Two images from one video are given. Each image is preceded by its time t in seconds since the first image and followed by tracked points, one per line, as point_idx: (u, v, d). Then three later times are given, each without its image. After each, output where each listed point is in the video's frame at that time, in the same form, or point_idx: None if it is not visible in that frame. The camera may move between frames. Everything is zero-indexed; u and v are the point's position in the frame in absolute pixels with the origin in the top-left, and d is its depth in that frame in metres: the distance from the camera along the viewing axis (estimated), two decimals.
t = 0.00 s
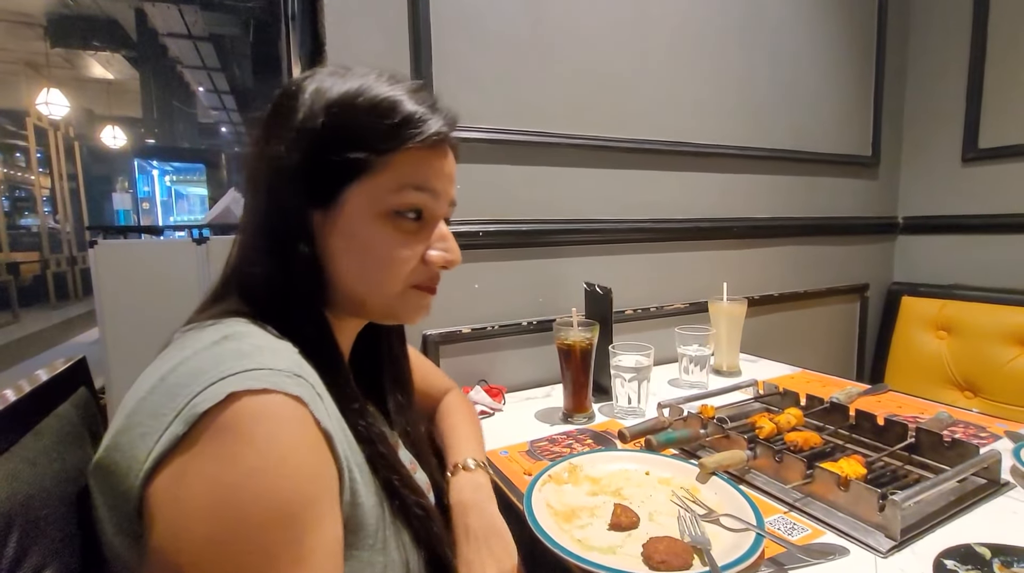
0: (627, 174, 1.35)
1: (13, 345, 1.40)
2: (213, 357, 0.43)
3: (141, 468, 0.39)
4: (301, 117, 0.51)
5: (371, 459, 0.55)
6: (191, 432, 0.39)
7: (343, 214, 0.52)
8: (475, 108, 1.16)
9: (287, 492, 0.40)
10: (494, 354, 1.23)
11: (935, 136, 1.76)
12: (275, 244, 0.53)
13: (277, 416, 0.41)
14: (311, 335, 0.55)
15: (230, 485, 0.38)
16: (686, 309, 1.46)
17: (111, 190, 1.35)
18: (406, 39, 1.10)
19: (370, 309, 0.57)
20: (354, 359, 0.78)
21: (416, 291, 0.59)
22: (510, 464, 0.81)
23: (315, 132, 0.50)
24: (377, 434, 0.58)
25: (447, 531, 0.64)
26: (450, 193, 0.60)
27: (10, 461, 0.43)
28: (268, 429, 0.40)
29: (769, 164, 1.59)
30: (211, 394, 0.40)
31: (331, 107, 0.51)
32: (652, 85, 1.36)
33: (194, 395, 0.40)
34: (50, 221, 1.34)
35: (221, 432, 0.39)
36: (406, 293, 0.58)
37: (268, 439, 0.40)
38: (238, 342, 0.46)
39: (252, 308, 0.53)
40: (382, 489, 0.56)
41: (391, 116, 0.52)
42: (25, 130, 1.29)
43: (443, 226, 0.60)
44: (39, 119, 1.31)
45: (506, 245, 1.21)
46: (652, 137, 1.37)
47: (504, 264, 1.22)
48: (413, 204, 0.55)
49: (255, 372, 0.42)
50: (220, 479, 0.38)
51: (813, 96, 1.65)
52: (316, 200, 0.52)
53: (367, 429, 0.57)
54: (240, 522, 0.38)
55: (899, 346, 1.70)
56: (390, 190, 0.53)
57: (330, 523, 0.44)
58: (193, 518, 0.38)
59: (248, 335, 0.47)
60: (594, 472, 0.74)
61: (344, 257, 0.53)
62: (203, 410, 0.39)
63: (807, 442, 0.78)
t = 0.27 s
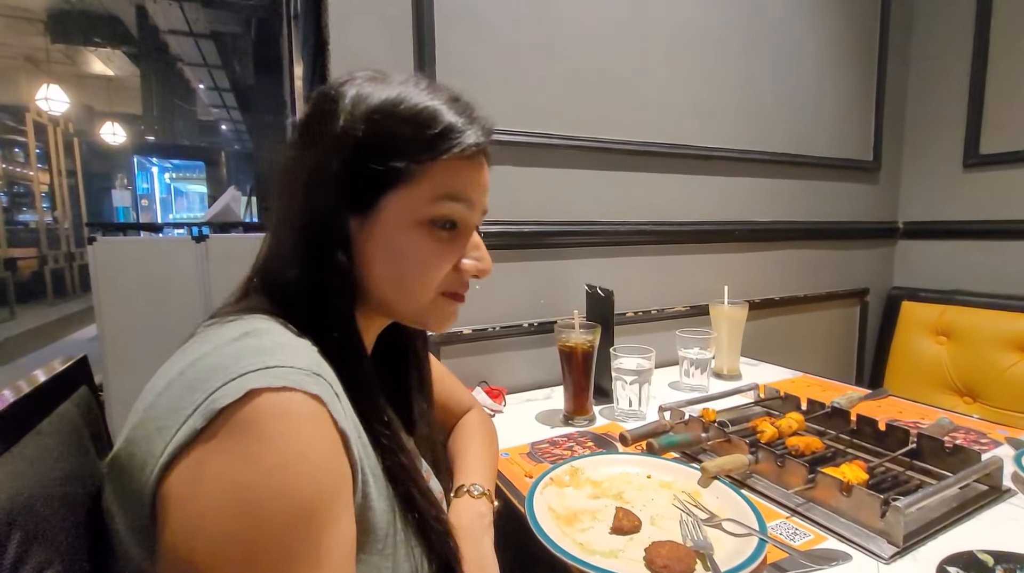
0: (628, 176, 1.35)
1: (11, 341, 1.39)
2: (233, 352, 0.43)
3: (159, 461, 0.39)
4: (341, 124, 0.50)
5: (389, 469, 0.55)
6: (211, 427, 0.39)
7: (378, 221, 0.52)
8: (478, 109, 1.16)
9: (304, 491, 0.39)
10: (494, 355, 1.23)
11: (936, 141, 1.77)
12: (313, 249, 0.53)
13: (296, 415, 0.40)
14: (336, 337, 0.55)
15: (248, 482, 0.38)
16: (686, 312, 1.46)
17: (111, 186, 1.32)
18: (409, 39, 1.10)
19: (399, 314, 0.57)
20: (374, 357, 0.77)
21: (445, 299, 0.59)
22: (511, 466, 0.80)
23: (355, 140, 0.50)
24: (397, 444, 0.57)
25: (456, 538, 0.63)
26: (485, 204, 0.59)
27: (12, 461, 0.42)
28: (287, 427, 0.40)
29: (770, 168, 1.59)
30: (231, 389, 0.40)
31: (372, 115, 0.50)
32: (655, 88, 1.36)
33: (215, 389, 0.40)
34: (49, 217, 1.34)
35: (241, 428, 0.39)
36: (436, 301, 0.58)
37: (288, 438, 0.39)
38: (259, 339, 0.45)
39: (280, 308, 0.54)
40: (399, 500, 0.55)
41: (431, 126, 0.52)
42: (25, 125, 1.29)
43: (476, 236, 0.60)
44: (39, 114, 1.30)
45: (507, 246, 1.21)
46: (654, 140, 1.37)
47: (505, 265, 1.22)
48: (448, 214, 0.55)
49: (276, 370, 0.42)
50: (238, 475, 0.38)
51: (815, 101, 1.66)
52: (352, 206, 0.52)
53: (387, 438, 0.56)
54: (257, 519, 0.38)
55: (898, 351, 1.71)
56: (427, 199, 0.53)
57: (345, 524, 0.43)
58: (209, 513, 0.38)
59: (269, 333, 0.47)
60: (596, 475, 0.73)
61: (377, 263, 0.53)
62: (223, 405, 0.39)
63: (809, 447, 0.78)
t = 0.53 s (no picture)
0: (629, 177, 1.35)
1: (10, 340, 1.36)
2: (243, 355, 0.43)
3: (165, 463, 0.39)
4: (369, 136, 0.51)
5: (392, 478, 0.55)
6: (219, 429, 0.39)
7: (398, 232, 0.53)
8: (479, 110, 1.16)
9: (312, 497, 0.39)
10: (495, 355, 1.23)
11: (937, 144, 1.77)
12: (330, 256, 0.52)
13: (305, 420, 0.41)
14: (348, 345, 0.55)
15: (255, 487, 0.38)
16: (686, 313, 1.46)
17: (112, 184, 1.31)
18: (411, 39, 1.10)
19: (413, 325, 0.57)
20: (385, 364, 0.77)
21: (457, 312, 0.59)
22: (511, 467, 0.81)
23: (382, 154, 0.51)
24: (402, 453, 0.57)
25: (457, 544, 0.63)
26: (501, 222, 0.60)
27: (14, 460, 0.42)
28: (297, 433, 0.40)
29: (770, 169, 1.59)
30: (241, 393, 0.40)
31: (401, 128, 0.51)
32: (656, 89, 1.36)
33: (225, 393, 0.40)
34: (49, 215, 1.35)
35: (250, 432, 0.39)
36: (449, 313, 0.58)
37: (297, 443, 0.39)
38: (269, 342, 0.45)
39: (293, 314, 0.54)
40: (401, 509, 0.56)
41: (456, 143, 0.53)
42: (25, 124, 1.29)
43: (490, 253, 0.61)
44: (39, 112, 1.31)
45: (508, 246, 1.21)
46: (655, 141, 1.37)
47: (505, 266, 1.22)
48: (467, 230, 0.56)
49: (286, 375, 0.42)
50: (247, 480, 0.38)
51: (816, 103, 1.66)
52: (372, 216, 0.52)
53: (393, 447, 0.57)
54: (265, 524, 0.38)
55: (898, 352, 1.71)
56: (448, 214, 0.54)
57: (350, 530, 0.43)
58: (215, 517, 0.38)
59: (279, 336, 0.47)
60: (596, 476, 0.73)
61: (395, 274, 0.54)
62: (232, 409, 0.39)
63: (809, 448, 0.78)
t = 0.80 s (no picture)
0: (630, 176, 1.35)
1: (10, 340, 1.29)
2: (237, 353, 0.43)
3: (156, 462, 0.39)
4: (370, 134, 0.51)
5: (389, 479, 0.55)
6: (212, 428, 0.38)
7: (398, 229, 0.52)
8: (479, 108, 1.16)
9: (306, 498, 0.39)
10: (495, 354, 1.22)
11: (939, 143, 1.76)
12: (329, 254, 0.52)
13: (299, 419, 0.40)
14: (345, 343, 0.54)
15: (248, 487, 0.37)
16: (687, 312, 1.46)
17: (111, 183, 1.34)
18: (411, 37, 1.09)
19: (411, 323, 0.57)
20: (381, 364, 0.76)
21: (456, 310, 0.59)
22: (511, 467, 0.80)
23: (383, 151, 0.50)
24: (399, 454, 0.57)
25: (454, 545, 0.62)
26: (501, 221, 0.60)
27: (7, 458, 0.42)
28: (290, 432, 0.39)
29: (772, 168, 1.58)
30: (235, 392, 0.39)
31: (403, 126, 0.51)
32: (657, 88, 1.36)
33: (218, 391, 0.40)
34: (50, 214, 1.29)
35: (243, 431, 0.38)
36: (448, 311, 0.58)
37: (290, 443, 0.39)
38: (263, 340, 0.45)
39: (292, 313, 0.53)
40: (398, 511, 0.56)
41: (457, 142, 0.53)
42: (25, 123, 1.24)
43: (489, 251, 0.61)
44: (40, 112, 1.26)
45: (508, 245, 1.20)
46: (656, 140, 1.37)
47: (506, 265, 1.22)
48: (467, 228, 0.55)
49: (280, 374, 0.41)
50: (239, 480, 0.37)
51: (817, 102, 1.65)
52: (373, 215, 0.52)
53: (389, 448, 0.56)
54: (258, 525, 0.37)
55: (899, 352, 1.70)
56: (448, 212, 0.53)
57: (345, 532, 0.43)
58: (206, 518, 0.37)
59: (274, 335, 0.46)
60: (596, 475, 0.73)
61: (395, 272, 0.53)
62: (224, 407, 0.39)
63: (811, 447, 0.78)
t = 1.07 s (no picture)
0: (628, 174, 1.34)
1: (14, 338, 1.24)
2: (224, 346, 0.42)
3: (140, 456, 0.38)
4: (368, 134, 0.50)
5: (379, 477, 0.54)
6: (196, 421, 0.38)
7: (396, 231, 0.52)
8: (476, 106, 1.15)
9: (292, 492, 0.38)
10: (492, 353, 1.22)
11: (939, 141, 1.75)
12: (323, 252, 0.51)
13: (285, 412, 0.40)
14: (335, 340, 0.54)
15: (233, 480, 0.37)
16: (685, 311, 1.45)
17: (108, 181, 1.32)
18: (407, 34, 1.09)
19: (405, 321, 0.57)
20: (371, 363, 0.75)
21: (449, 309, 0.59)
22: (506, 466, 0.79)
23: (381, 152, 0.50)
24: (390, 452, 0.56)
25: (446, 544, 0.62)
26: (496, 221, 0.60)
27: None
28: (276, 425, 0.39)
29: (771, 166, 1.58)
30: (221, 385, 0.39)
31: (405, 127, 0.50)
32: (655, 85, 1.35)
33: (204, 384, 0.39)
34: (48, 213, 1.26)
35: (228, 424, 0.38)
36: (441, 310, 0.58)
37: (277, 436, 0.38)
38: (251, 334, 0.44)
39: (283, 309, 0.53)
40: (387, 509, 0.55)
41: (454, 147, 0.52)
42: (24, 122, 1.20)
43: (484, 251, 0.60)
44: (39, 112, 1.25)
45: (504, 243, 1.20)
46: (654, 137, 1.36)
47: (502, 263, 1.21)
48: (464, 230, 0.55)
49: (268, 366, 0.41)
50: (224, 474, 0.37)
51: (816, 100, 1.65)
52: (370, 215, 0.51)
53: (380, 444, 0.56)
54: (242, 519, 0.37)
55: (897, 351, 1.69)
56: (446, 215, 0.53)
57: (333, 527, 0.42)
58: (190, 511, 0.36)
59: (262, 328, 0.46)
60: (591, 475, 0.72)
61: (391, 272, 0.53)
62: (210, 401, 0.38)
63: (808, 446, 0.77)
